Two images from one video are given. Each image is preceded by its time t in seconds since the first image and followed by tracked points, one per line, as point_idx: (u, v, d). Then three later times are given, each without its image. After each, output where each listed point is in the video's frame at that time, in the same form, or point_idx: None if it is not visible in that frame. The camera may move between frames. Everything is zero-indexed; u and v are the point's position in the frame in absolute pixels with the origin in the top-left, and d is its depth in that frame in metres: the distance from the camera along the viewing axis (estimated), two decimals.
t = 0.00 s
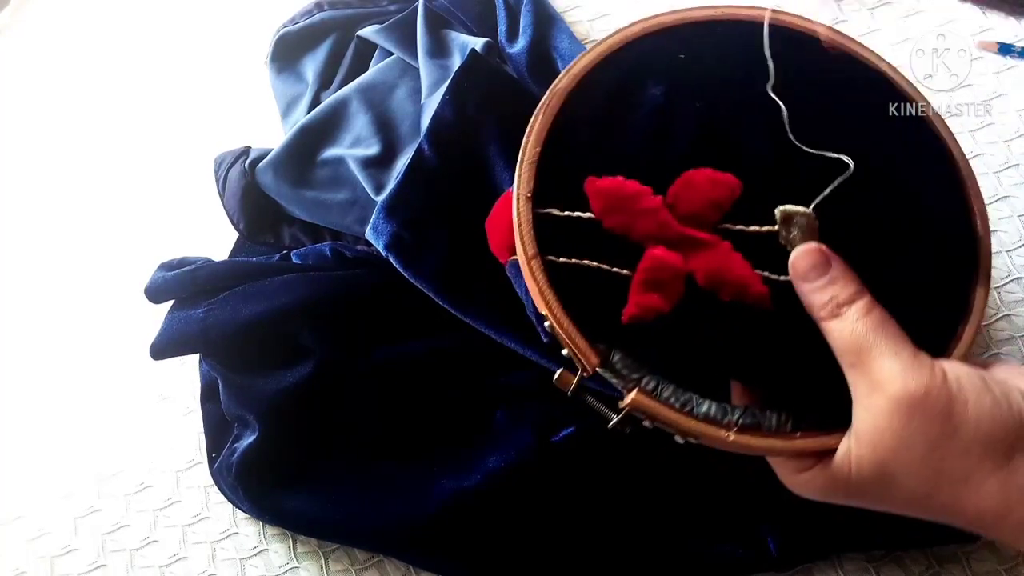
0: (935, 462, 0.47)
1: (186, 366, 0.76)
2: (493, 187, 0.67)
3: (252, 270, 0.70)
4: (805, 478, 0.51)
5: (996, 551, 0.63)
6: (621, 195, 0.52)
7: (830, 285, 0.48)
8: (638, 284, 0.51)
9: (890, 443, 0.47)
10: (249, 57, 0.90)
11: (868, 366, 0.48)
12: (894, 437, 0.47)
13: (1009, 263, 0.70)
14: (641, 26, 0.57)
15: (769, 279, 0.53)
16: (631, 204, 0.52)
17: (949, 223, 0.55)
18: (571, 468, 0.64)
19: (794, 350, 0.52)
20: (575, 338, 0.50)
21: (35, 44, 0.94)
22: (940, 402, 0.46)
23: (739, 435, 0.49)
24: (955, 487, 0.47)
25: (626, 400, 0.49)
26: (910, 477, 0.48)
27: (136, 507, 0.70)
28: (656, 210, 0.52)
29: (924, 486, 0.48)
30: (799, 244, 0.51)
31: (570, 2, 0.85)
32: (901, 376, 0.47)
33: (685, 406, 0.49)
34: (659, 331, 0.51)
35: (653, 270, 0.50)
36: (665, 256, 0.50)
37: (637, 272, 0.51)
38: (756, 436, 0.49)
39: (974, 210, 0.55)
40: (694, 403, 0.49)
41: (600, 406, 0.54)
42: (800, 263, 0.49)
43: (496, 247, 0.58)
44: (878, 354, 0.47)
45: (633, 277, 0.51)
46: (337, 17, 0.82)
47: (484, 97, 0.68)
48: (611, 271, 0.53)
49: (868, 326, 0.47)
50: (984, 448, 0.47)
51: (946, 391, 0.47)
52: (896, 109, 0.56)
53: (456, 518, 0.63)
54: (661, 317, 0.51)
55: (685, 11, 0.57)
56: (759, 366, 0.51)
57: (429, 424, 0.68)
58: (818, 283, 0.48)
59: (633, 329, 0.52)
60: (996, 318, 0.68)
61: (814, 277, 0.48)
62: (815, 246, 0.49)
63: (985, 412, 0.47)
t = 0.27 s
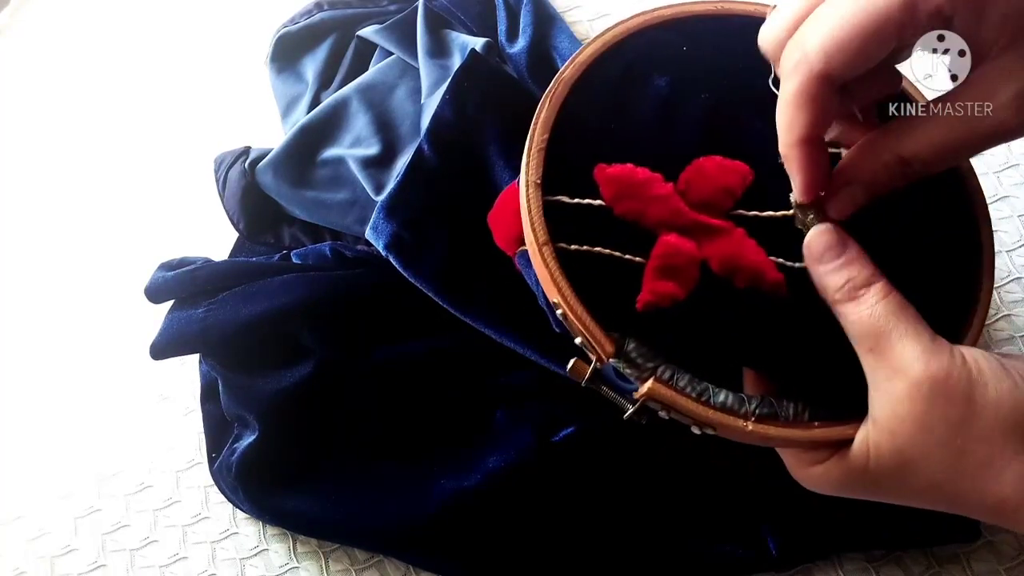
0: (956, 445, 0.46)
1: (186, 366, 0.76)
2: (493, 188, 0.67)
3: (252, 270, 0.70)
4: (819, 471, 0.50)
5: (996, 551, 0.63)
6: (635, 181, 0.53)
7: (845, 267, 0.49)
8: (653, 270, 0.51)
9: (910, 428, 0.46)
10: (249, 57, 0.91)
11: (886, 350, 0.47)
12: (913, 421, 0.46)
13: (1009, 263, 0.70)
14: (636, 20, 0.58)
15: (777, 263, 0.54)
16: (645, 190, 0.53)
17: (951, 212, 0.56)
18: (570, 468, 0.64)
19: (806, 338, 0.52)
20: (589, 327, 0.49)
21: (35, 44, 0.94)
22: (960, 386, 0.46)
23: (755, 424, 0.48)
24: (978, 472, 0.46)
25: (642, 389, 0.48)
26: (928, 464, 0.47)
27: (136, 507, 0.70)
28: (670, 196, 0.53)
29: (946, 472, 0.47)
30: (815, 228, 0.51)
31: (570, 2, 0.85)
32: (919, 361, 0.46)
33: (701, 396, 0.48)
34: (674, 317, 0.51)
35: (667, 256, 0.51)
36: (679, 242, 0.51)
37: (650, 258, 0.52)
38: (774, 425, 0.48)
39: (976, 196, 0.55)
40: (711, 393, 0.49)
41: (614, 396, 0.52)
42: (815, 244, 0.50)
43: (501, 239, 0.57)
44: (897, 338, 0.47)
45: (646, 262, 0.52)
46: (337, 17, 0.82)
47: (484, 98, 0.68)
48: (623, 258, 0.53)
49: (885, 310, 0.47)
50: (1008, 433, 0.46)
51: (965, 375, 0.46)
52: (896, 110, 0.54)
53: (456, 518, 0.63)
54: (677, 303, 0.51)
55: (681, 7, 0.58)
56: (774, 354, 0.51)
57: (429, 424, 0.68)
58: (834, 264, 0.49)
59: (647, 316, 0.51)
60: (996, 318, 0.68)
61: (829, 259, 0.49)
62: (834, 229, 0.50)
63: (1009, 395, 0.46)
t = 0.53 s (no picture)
0: (959, 467, 0.48)
1: (186, 366, 0.76)
2: (493, 188, 0.67)
3: (252, 270, 0.70)
4: (819, 477, 0.51)
5: (996, 551, 0.63)
6: (636, 187, 0.53)
7: (834, 304, 0.48)
8: (652, 278, 0.52)
9: (912, 459, 0.47)
10: (249, 57, 0.91)
11: (880, 385, 0.47)
12: (916, 449, 0.47)
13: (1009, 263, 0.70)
14: (648, 19, 0.57)
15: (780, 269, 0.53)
16: (646, 196, 0.53)
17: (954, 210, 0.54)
18: (570, 469, 0.64)
19: (805, 347, 0.53)
20: (587, 332, 0.49)
21: (35, 44, 0.94)
22: (963, 414, 0.46)
23: (754, 432, 0.47)
24: (975, 488, 0.49)
25: (639, 396, 0.47)
26: (930, 487, 0.49)
27: (136, 507, 0.70)
28: (671, 202, 0.53)
29: (946, 489, 0.49)
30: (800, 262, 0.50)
31: (570, 2, 0.85)
32: (917, 393, 0.46)
33: (698, 403, 0.48)
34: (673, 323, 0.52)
35: (668, 264, 0.52)
36: (679, 249, 0.52)
37: (651, 265, 0.52)
38: (770, 433, 0.48)
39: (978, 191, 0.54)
40: (708, 399, 0.48)
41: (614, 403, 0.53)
42: (798, 280, 0.48)
43: (502, 240, 0.57)
44: (889, 375, 0.47)
45: (647, 268, 0.53)
46: (337, 17, 0.82)
47: (483, 98, 0.68)
48: (623, 262, 0.53)
49: (880, 342, 0.47)
50: (1009, 457, 0.48)
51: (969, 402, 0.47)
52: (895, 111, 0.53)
53: (456, 518, 0.63)
54: (675, 309, 0.52)
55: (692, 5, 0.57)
56: (771, 358, 0.52)
57: (429, 424, 0.68)
58: (820, 301, 0.48)
59: (645, 321, 0.52)
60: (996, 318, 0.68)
61: (815, 297, 0.48)
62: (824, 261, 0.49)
63: (1009, 417, 0.47)
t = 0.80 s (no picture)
0: (955, 443, 0.47)
1: (186, 366, 0.76)
2: (492, 188, 0.67)
3: (252, 270, 0.70)
4: (819, 467, 0.50)
5: (996, 551, 0.63)
6: (630, 179, 0.53)
7: (839, 267, 0.48)
8: (648, 266, 0.51)
9: (913, 429, 0.47)
10: (249, 57, 0.91)
11: (884, 352, 0.47)
12: (913, 420, 0.47)
13: (1009, 263, 0.70)
14: (645, 17, 0.59)
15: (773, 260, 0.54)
16: (640, 186, 0.53)
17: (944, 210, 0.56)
18: (570, 469, 0.64)
19: (800, 339, 0.53)
20: (583, 321, 0.49)
21: (35, 44, 0.94)
22: (959, 386, 0.46)
23: (749, 420, 0.48)
24: (975, 468, 0.48)
25: (637, 382, 0.48)
26: (927, 463, 0.48)
27: (136, 507, 0.70)
28: (665, 193, 0.53)
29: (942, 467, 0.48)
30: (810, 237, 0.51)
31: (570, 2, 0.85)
32: (917, 361, 0.46)
33: (695, 392, 0.48)
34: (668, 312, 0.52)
35: (662, 253, 0.51)
36: (674, 238, 0.51)
37: (645, 255, 0.51)
38: (767, 422, 0.48)
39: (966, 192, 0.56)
40: (704, 389, 0.49)
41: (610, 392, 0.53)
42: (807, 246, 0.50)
43: (497, 235, 0.57)
44: (897, 338, 0.46)
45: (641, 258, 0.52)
46: (337, 17, 0.82)
47: (483, 98, 0.68)
48: (617, 253, 0.53)
49: (882, 309, 0.47)
50: (1011, 436, 0.47)
51: (964, 374, 0.47)
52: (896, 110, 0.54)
53: (456, 518, 0.63)
54: (670, 298, 0.51)
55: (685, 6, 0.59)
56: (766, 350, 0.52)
57: (428, 424, 0.68)
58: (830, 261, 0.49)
59: (641, 311, 0.52)
60: (996, 318, 0.68)
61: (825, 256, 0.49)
62: (824, 235, 0.50)
63: (1007, 391, 0.47)
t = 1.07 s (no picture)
0: (953, 439, 0.47)
1: (186, 366, 0.76)
2: (492, 188, 0.67)
3: (252, 270, 0.70)
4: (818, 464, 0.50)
5: (996, 551, 0.63)
6: (630, 180, 0.53)
7: (835, 266, 0.48)
8: (647, 265, 0.51)
9: (910, 424, 0.46)
10: (249, 57, 0.91)
11: (881, 347, 0.47)
12: (910, 416, 0.46)
13: (1009, 263, 0.70)
14: (644, 29, 0.59)
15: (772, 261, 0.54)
16: (640, 187, 0.53)
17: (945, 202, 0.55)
18: (570, 469, 0.64)
19: (799, 337, 0.53)
20: (584, 318, 0.50)
21: (35, 44, 0.94)
22: (956, 382, 0.46)
23: (748, 413, 0.48)
24: (973, 465, 0.48)
25: (636, 376, 0.48)
26: (926, 459, 0.47)
27: (136, 507, 0.70)
28: (664, 194, 0.53)
29: (939, 464, 0.47)
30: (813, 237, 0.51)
31: (570, 2, 0.85)
32: (913, 356, 0.46)
33: (694, 386, 0.49)
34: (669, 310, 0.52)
35: (662, 251, 0.51)
36: (673, 238, 0.52)
37: (645, 254, 0.52)
38: (765, 417, 0.49)
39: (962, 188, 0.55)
40: (703, 384, 0.49)
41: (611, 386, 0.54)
42: (807, 249, 0.50)
43: (497, 237, 0.57)
44: (892, 334, 0.46)
45: (640, 258, 0.52)
46: (337, 17, 0.82)
47: (483, 98, 0.68)
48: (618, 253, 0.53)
49: (879, 305, 0.47)
50: (1009, 432, 0.47)
51: (960, 370, 0.46)
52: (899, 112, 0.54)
53: (456, 518, 0.63)
54: (670, 296, 0.51)
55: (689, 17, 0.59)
56: (766, 347, 0.52)
57: (428, 424, 0.68)
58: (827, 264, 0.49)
59: (640, 309, 0.52)
60: (996, 318, 0.68)
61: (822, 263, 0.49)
62: (821, 236, 0.51)
63: (1003, 386, 0.47)
